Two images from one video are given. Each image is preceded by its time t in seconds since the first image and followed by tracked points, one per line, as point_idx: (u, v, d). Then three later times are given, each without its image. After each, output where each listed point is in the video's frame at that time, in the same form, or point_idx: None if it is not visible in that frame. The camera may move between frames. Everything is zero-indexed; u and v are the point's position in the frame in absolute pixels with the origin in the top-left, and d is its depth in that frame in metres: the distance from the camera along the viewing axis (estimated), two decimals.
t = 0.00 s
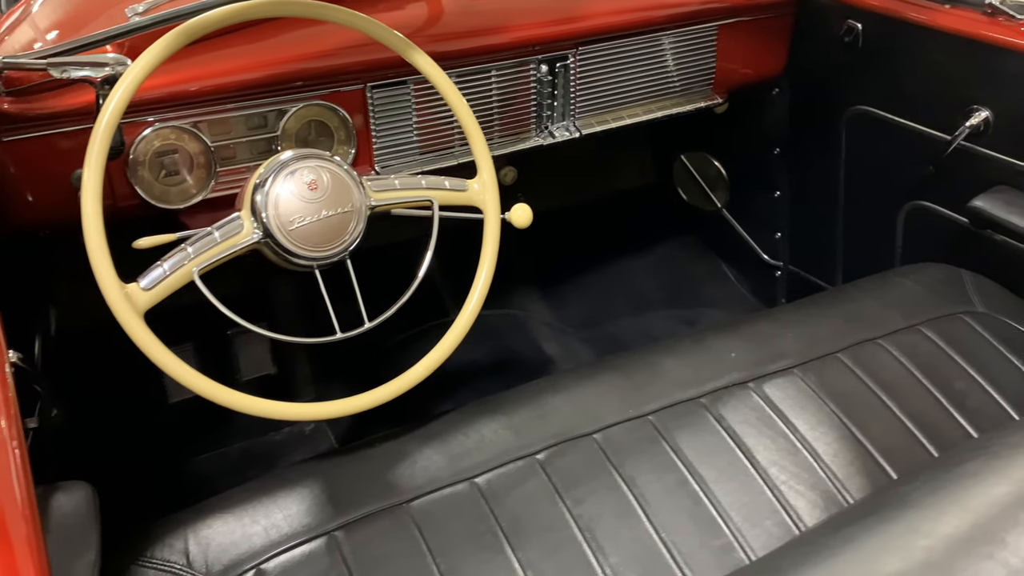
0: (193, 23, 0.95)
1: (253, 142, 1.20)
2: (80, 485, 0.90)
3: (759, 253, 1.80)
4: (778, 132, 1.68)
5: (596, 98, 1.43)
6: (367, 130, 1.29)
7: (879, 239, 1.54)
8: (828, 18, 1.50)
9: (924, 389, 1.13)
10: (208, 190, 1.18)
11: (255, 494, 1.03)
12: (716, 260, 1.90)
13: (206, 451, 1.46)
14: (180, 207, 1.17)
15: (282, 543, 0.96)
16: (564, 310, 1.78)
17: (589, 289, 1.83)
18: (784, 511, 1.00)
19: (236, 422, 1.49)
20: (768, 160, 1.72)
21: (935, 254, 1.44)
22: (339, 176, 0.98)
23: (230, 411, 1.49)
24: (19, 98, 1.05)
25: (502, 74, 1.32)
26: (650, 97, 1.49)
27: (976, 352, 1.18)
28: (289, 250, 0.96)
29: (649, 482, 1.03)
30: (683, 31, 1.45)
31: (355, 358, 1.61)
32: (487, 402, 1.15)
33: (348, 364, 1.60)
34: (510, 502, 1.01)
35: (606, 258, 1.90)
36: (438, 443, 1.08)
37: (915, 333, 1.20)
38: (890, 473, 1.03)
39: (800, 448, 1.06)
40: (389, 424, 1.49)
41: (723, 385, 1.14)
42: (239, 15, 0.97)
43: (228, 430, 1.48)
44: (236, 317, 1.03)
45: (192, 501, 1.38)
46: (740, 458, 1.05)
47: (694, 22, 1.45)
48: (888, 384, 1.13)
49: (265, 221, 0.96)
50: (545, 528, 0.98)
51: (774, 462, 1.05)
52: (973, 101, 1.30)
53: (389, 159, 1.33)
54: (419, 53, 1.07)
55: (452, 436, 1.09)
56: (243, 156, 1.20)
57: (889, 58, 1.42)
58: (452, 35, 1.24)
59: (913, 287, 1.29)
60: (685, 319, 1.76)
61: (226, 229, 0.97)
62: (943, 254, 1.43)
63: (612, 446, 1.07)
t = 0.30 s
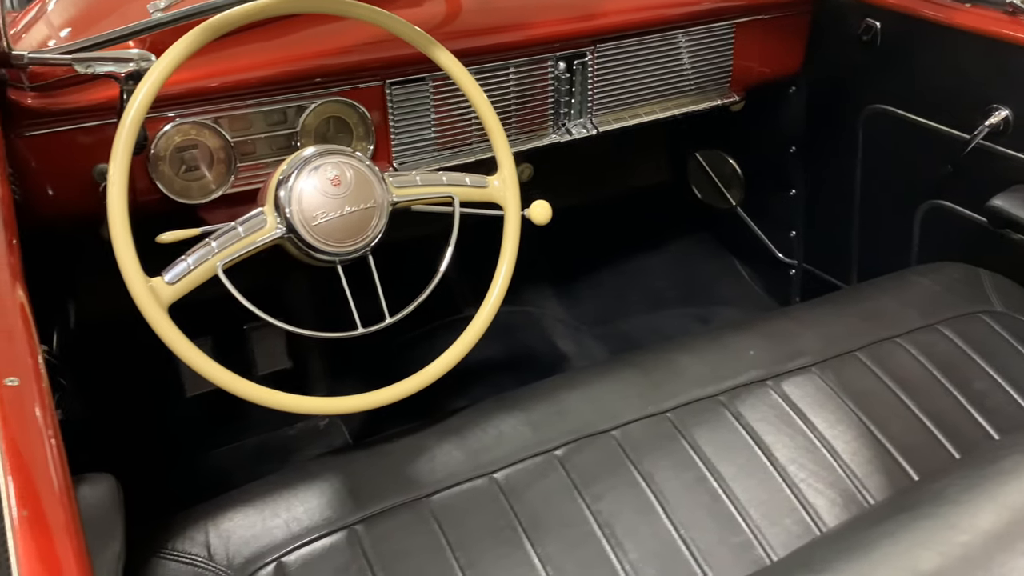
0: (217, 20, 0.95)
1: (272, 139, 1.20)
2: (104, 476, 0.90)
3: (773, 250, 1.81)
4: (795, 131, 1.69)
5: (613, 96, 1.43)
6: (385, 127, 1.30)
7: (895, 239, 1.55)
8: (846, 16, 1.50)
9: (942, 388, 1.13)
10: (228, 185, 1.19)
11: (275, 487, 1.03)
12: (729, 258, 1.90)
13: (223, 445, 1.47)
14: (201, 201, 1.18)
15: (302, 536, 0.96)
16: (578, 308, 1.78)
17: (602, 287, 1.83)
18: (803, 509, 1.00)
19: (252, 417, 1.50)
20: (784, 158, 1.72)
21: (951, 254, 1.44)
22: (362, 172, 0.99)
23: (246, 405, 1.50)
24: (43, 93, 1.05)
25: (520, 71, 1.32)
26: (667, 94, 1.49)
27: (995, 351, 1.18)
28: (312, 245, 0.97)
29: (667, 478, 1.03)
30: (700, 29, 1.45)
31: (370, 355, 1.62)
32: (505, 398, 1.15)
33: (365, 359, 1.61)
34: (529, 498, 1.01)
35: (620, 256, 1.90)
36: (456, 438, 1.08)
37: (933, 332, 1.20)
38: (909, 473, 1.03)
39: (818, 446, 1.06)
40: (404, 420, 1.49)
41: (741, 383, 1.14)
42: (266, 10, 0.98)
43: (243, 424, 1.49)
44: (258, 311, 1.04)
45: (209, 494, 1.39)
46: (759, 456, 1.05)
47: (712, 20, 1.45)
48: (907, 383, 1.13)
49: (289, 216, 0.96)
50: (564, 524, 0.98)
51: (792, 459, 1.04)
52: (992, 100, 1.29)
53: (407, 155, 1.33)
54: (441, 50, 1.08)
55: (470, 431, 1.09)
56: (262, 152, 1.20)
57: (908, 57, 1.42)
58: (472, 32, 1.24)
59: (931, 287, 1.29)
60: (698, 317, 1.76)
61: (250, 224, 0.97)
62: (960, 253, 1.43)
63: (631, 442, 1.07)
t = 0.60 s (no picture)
0: (237, 17, 0.95)
1: (286, 135, 1.20)
2: (121, 472, 0.91)
3: (783, 249, 1.81)
4: (807, 130, 1.69)
5: (627, 94, 1.43)
6: (399, 124, 1.30)
7: (907, 238, 1.55)
8: (861, 15, 1.50)
9: (958, 387, 1.13)
10: (241, 182, 1.19)
11: (290, 483, 1.03)
12: (739, 256, 1.90)
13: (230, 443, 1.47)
14: (215, 198, 1.18)
15: (318, 532, 0.96)
16: (587, 306, 1.78)
17: (612, 285, 1.84)
18: (820, 507, 0.99)
19: (262, 413, 1.50)
20: (795, 157, 1.73)
21: (964, 252, 1.44)
22: (380, 168, 0.99)
23: (257, 402, 1.50)
24: (60, 89, 1.05)
25: (534, 68, 1.32)
26: (680, 92, 1.49)
27: (1010, 351, 1.18)
28: (329, 241, 0.97)
29: (683, 476, 1.02)
30: (713, 27, 1.46)
31: (379, 352, 1.62)
32: (518, 396, 1.15)
33: (375, 356, 1.62)
34: (544, 495, 1.01)
35: (630, 254, 1.90)
36: (471, 435, 1.08)
37: (948, 331, 1.20)
38: (926, 472, 1.02)
39: (834, 445, 1.05)
40: (415, 417, 1.49)
41: (756, 381, 1.14)
42: (286, 7, 0.98)
43: (254, 420, 1.49)
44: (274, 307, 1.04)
45: (219, 491, 1.39)
46: (775, 454, 1.05)
47: (726, 18, 1.45)
48: (922, 382, 1.13)
49: (307, 212, 0.96)
50: (580, 521, 0.98)
51: (809, 457, 1.04)
52: (1009, 99, 1.29)
53: (420, 153, 1.33)
54: (459, 47, 1.08)
55: (484, 428, 1.09)
56: (276, 149, 1.20)
57: (923, 55, 1.42)
58: (487, 29, 1.24)
59: (945, 286, 1.28)
60: (708, 316, 1.76)
61: (268, 220, 0.97)
62: (973, 252, 1.42)
63: (646, 440, 1.06)
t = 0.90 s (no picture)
0: (247, 14, 0.95)
1: (294, 133, 1.20)
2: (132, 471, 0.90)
3: (789, 248, 1.81)
4: (815, 128, 1.69)
5: (634, 92, 1.42)
6: (407, 121, 1.29)
7: (914, 237, 1.55)
8: (870, 13, 1.50)
9: (968, 385, 1.12)
10: (248, 180, 1.18)
11: (299, 482, 1.03)
12: (745, 255, 1.90)
13: (235, 443, 1.48)
14: (222, 196, 1.17)
15: (327, 532, 0.96)
16: (594, 306, 1.79)
17: (618, 284, 1.84)
18: (831, 506, 0.98)
19: (269, 411, 1.49)
20: (802, 155, 1.73)
21: (972, 251, 1.44)
22: (391, 166, 0.98)
23: (263, 400, 1.49)
24: (67, 86, 1.05)
25: (543, 66, 1.32)
26: (688, 90, 1.48)
27: (1021, 349, 1.17)
28: (339, 239, 0.96)
29: (694, 475, 1.02)
30: (721, 25, 1.45)
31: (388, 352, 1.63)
32: (528, 394, 1.15)
33: (381, 355, 1.61)
34: (555, 495, 1.00)
35: (636, 253, 1.90)
36: (481, 434, 1.08)
37: (959, 330, 1.20)
38: (937, 471, 1.02)
39: (846, 444, 1.05)
40: (422, 416, 1.49)
41: (766, 380, 1.13)
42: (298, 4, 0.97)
43: (261, 419, 1.49)
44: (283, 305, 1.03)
45: (225, 491, 1.39)
46: (786, 453, 1.04)
47: (733, 16, 1.45)
48: (933, 381, 1.13)
49: (317, 210, 0.96)
50: (591, 521, 0.97)
51: (820, 457, 1.03)
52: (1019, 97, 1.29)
53: (428, 151, 1.32)
54: (470, 44, 1.07)
55: (494, 427, 1.09)
56: (283, 147, 1.19)
57: (932, 53, 1.41)
58: (496, 27, 1.24)
59: (954, 284, 1.28)
60: (715, 315, 1.77)
61: (278, 218, 0.97)
62: (981, 251, 1.42)
63: (656, 439, 1.06)
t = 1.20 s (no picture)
0: (247, 12, 0.94)
1: (294, 132, 1.19)
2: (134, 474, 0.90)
3: (791, 246, 1.81)
4: (817, 126, 1.68)
5: (635, 91, 1.42)
6: (408, 120, 1.28)
7: (917, 236, 1.54)
8: (872, 11, 1.50)
9: (974, 385, 1.12)
10: (248, 180, 1.17)
11: (302, 484, 1.02)
12: (747, 254, 1.89)
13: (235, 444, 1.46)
14: (222, 196, 1.15)
15: (331, 535, 0.95)
16: (596, 305, 1.79)
17: (621, 283, 1.84)
18: (837, 507, 0.98)
19: (270, 413, 1.49)
20: (804, 154, 1.72)
21: (975, 249, 1.43)
22: (393, 165, 0.97)
23: (264, 402, 1.48)
24: (65, 85, 1.04)
25: (544, 64, 1.31)
26: (688, 89, 1.48)
27: None
28: (341, 239, 0.95)
29: (700, 476, 1.01)
30: (722, 23, 1.45)
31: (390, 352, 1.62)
32: (532, 395, 1.14)
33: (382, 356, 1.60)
34: (560, 496, 0.99)
35: (638, 252, 1.89)
36: (486, 435, 1.07)
37: (963, 329, 1.19)
38: (943, 471, 1.01)
39: (851, 444, 1.04)
40: (424, 417, 1.49)
41: (771, 380, 1.12)
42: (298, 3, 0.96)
43: (261, 421, 1.48)
44: (285, 306, 1.02)
45: (226, 493, 1.37)
46: (791, 454, 1.03)
47: (734, 14, 1.44)
48: (939, 381, 1.12)
49: (319, 210, 0.95)
50: (597, 522, 0.96)
51: (825, 457, 1.03)
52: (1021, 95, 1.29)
53: (429, 150, 1.32)
54: (471, 43, 1.06)
55: (499, 428, 1.08)
56: (283, 146, 1.18)
57: (935, 51, 1.41)
58: (496, 25, 1.23)
59: (958, 283, 1.28)
60: (718, 314, 1.77)
61: (279, 218, 0.96)
62: (983, 249, 1.42)
63: (661, 440, 1.05)
